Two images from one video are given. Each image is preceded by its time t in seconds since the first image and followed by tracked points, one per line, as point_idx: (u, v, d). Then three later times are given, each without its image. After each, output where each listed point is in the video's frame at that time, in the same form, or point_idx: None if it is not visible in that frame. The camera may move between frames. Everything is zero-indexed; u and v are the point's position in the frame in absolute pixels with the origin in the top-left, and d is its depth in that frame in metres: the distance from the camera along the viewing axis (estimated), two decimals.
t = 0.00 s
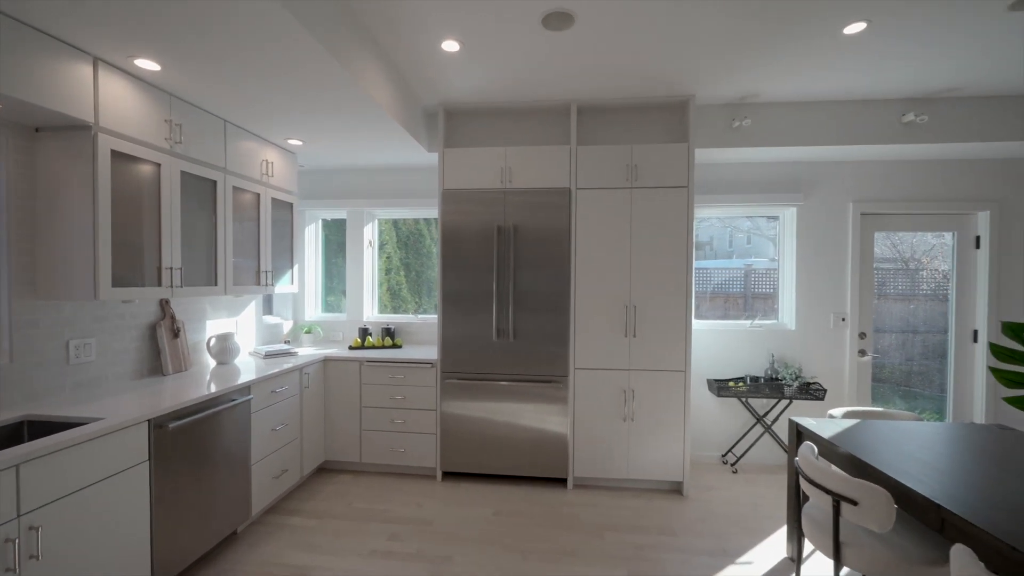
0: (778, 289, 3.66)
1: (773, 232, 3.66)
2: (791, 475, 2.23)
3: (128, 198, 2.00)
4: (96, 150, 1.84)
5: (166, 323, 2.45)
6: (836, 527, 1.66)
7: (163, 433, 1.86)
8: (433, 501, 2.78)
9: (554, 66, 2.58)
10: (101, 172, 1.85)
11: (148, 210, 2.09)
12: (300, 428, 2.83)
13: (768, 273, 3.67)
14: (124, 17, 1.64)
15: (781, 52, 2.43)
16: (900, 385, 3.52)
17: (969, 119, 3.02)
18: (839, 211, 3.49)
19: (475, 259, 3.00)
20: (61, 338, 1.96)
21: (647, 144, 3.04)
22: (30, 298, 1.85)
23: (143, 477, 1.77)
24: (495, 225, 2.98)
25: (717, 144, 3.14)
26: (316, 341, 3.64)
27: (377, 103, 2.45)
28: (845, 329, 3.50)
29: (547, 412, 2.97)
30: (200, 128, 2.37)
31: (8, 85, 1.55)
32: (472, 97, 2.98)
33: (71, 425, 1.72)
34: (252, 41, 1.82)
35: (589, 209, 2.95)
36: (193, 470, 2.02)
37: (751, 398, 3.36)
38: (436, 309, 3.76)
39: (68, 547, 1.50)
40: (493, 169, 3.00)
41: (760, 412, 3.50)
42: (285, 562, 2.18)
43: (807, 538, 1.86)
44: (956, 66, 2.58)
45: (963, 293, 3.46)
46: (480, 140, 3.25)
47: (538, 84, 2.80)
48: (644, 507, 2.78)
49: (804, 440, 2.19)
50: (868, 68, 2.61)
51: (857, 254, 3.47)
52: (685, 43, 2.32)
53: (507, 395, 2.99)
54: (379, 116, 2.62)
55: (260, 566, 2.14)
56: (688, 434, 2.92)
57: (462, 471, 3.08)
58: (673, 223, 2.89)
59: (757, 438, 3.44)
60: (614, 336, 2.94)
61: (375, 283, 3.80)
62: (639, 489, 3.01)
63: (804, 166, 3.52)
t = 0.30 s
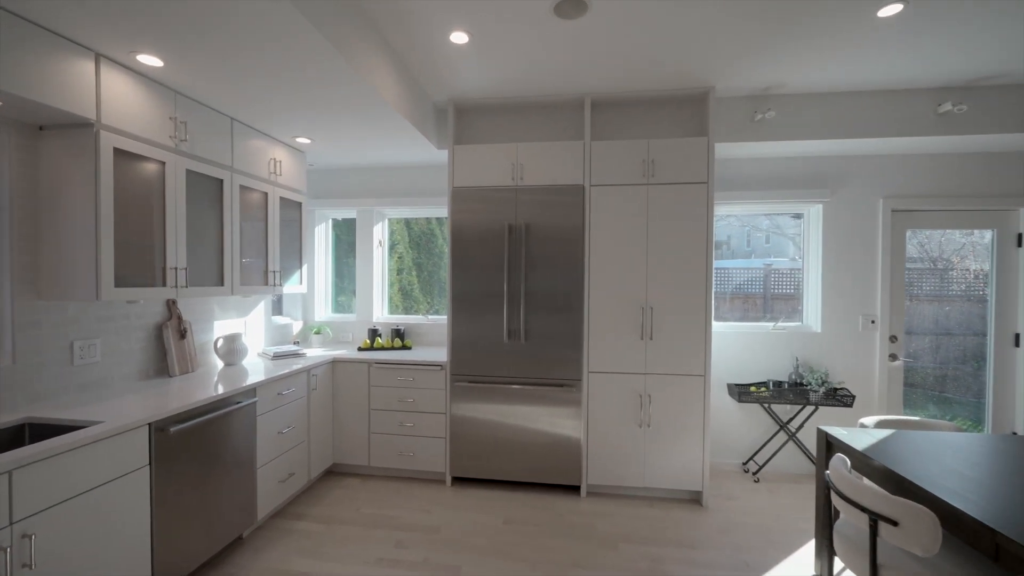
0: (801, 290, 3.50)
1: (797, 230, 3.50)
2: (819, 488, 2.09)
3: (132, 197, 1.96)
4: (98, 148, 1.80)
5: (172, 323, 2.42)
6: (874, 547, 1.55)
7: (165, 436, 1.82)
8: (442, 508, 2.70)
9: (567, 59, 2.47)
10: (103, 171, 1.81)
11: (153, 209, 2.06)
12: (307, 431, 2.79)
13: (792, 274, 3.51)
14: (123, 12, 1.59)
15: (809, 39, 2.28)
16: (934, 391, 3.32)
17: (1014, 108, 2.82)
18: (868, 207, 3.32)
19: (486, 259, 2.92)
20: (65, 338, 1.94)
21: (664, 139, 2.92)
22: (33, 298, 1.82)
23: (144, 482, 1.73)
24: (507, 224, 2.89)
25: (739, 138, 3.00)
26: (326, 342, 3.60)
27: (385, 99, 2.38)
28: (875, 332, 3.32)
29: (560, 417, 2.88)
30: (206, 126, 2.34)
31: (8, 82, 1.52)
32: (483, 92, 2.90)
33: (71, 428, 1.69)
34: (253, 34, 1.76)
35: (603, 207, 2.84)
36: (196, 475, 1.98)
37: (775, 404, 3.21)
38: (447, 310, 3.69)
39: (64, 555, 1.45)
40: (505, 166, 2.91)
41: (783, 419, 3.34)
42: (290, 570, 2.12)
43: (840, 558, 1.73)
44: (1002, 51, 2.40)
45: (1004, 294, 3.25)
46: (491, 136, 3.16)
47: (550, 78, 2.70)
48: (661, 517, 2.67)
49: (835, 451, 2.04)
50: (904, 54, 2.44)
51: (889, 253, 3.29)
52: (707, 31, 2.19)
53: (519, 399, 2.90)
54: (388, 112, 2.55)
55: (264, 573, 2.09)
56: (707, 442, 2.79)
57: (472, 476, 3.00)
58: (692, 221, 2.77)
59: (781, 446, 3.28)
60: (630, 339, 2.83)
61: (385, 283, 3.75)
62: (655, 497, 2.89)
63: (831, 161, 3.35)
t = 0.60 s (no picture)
0: (828, 290, 3.34)
1: (827, 228, 3.33)
2: (858, 502, 1.95)
3: (144, 196, 1.94)
4: (110, 146, 1.78)
5: (186, 324, 2.41)
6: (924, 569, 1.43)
7: (175, 439, 1.79)
8: (456, 514, 2.63)
9: (586, 51, 2.38)
10: (114, 169, 1.79)
11: (166, 208, 2.04)
12: (320, 433, 2.75)
13: (821, 274, 3.35)
14: (132, 7, 1.56)
15: (846, 25, 2.14)
16: (978, 398, 3.12)
17: None
18: (906, 203, 3.13)
19: (501, 259, 2.84)
20: (78, 338, 1.93)
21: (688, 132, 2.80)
22: (47, 298, 1.81)
23: (154, 485, 1.70)
24: (523, 222, 2.81)
25: (766, 132, 2.86)
26: (340, 343, 3.58)
27: (400, 95, 2.32)
28: (912, 336, 3.13)
29: (577, 421, 2.78)
30: (219, 125, 2.31)
31: (18, 79, 1.50)
32: (498, 87, 2.82)
33: (83, 429, 1.67)
34: (263, 27, 1.71)
35: (623, 204, 2.74)
36: (208, 477, 1.95)
37: (804, 411, 3.06)
38: (461, 311, 3.63)
39: (72, 561, 1.43)
40: (521, 163, 2.83)
41: (813, 426, 3.18)
42: None
43: None
44: None
45: None
46: (506, 132, 3.08)
47: (568, 72, 2.61)
48: (683, 528, 2.55)
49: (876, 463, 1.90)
50: (949, 39, 2.28)
51: (928, 252, 3.10)
52: (735, 18, 2.07)
53: (535, 402, 2.81)
54: (403, 109, 2.49)
55: None
56: (733, 449, 2.66)
57: (486, 481, 2.93)
58: (717, 219, 2.65)
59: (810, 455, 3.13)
60: (651, 341, 2.72)
61: (399, 284, 3.71)
62: (677, 507, 2.77)
63: (865, 155, 3.18)
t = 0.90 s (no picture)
0: (857, 291, 3.18)
1: (863, 225, 3.16)
2: (905, 517, 1.82)
3: (161, 193, 1.92)
4: (126, 142, 1.76)
5: (203, 323, 2.39)
6: None
7: (190, 440, 1.75)
8: (474, 519, 2.56)
9: (611, 39, 2.27)
10: (130, 166, 1.76)
11: (182, 206, 2.01)
12: (337, 434, 2.71)
13: (857, 273, 3.17)
14: None
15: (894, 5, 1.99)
16: None
17: None
18: (952, 197, 2.93)
19: (521, 257, 2.75)
20: (96, 337, 1.91)
21: (717, 124, 2.67)
22: (65, 296, 1.80)
23: (169, 487, 1.66)
24: (543, 220, 2.72)
25: (800, 123, 2.71)
26: (357, 342, 3.54)
27: (418, 88, 2.25)
28: (959, 339, 2.94)
29: (600, 426, 2.68)
30: (236, 121, 2.28)
31: (34, 74, 1.48)
32: (518, 80, 2.73)
33: (98, 430, 1.64)
34: (277, 17, 1.66)
35: (648, 200, 2.62)
36: (224, 479, 1.91)
37: (840, 417, 2.90)
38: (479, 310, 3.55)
39: (85, 564, 1.39)
40: (542, 158, 2.74)
41: (849, 433, 3.01)
42: None
43: None
44: None
45: None
46: (526, 127, 3.00)
47: (592, 62, 2.50)
48: (712, 539, 2.43)
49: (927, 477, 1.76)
50: (1008, 18, 2.10)
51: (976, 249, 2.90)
52: None
53: (555, 405, 2.71)
54: (420, 103, 2.42)
55: None
56: (765, 458, 2.53)
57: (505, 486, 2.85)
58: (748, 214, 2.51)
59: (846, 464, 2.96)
60: (678, 343, 2.60)
61: (416, 283, 3.66)
62: (705, 516, 2.65)
63: (907, 146, 2.99)
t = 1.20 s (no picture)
0: (888, 290, 3.02)
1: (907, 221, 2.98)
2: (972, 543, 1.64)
3: (180, 190, 1.89)
4: (146, 139, 1.73)
5: (223, 322, 2.37)
6: None
7: (208, 442, 1.71)
8: (496, 526, 2.48)
9: (640, 27, 2.16)
10: (149, 162, 1.74)
11: (202, 203, 1.99)
12: (356, 436, 2.66)
13: (900, 272, 2.99)
14: None
15: None
16: None
17: None
18: (1010, 189, 2.71)
19: (543, 256, 2.66)
20: (116, 336, 1.90)
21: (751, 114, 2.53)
22: (85, 295, 1.79)
23: (187, 490, 1.63)
24: (567, 216, 2.62)
25: (841, 112, 2.55)
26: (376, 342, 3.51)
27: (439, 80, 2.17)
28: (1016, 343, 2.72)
29: (626, 431, 2.57)
30: (255, 118, 2.25)
31: (52, 67, 1.45)
32: (542, 72, 2.64)
33: (117, 430, 1.61)
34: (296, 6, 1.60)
35: (678, 195, 2.51)
36: (243, 482, 1.87)
37: (883, 424, 2.73)
38: (499, 310, 3.48)
39: (102, 569, 1.36)
40: (565, 152, 2.65)
41: (893, 442, 2.83)
42: None
43: None
44: None
45: None
46: (549, 121, 2.90)
47: (619, 52, 2.39)
48: (747, 552, 2.30)
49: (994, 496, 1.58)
50: None
51: None
52: None
53: (579, 409, 2.62)
54: (442, 96, 2.35)
55: None
56: (804, 467, 2.38)
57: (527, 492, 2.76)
58: (786, 209, 2.38)
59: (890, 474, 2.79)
60: (709, 345, 2.48)
61: (436, 282, 3.60)
62: (739, 527, 2.51)
63: (957, 135, 2.79)
